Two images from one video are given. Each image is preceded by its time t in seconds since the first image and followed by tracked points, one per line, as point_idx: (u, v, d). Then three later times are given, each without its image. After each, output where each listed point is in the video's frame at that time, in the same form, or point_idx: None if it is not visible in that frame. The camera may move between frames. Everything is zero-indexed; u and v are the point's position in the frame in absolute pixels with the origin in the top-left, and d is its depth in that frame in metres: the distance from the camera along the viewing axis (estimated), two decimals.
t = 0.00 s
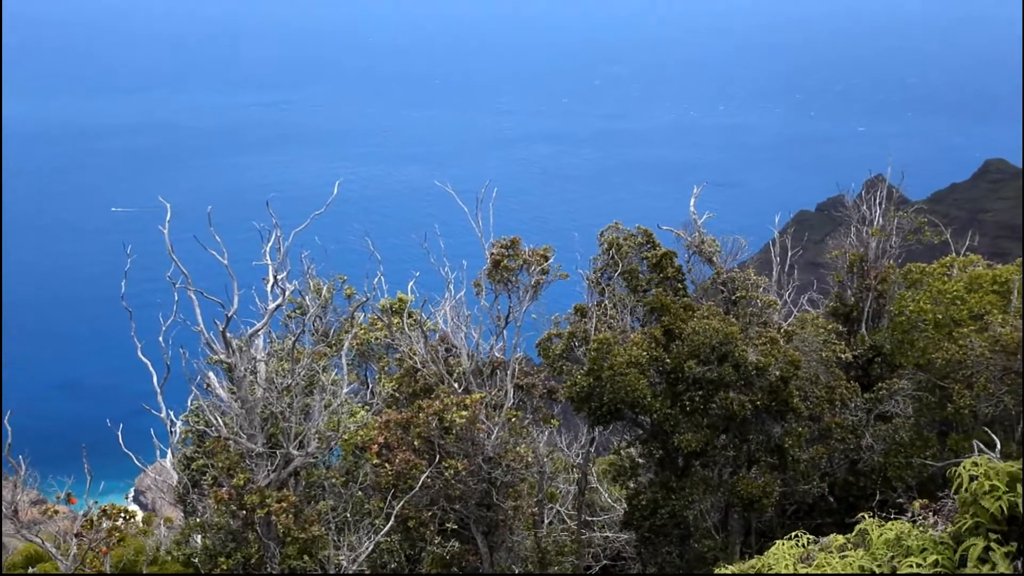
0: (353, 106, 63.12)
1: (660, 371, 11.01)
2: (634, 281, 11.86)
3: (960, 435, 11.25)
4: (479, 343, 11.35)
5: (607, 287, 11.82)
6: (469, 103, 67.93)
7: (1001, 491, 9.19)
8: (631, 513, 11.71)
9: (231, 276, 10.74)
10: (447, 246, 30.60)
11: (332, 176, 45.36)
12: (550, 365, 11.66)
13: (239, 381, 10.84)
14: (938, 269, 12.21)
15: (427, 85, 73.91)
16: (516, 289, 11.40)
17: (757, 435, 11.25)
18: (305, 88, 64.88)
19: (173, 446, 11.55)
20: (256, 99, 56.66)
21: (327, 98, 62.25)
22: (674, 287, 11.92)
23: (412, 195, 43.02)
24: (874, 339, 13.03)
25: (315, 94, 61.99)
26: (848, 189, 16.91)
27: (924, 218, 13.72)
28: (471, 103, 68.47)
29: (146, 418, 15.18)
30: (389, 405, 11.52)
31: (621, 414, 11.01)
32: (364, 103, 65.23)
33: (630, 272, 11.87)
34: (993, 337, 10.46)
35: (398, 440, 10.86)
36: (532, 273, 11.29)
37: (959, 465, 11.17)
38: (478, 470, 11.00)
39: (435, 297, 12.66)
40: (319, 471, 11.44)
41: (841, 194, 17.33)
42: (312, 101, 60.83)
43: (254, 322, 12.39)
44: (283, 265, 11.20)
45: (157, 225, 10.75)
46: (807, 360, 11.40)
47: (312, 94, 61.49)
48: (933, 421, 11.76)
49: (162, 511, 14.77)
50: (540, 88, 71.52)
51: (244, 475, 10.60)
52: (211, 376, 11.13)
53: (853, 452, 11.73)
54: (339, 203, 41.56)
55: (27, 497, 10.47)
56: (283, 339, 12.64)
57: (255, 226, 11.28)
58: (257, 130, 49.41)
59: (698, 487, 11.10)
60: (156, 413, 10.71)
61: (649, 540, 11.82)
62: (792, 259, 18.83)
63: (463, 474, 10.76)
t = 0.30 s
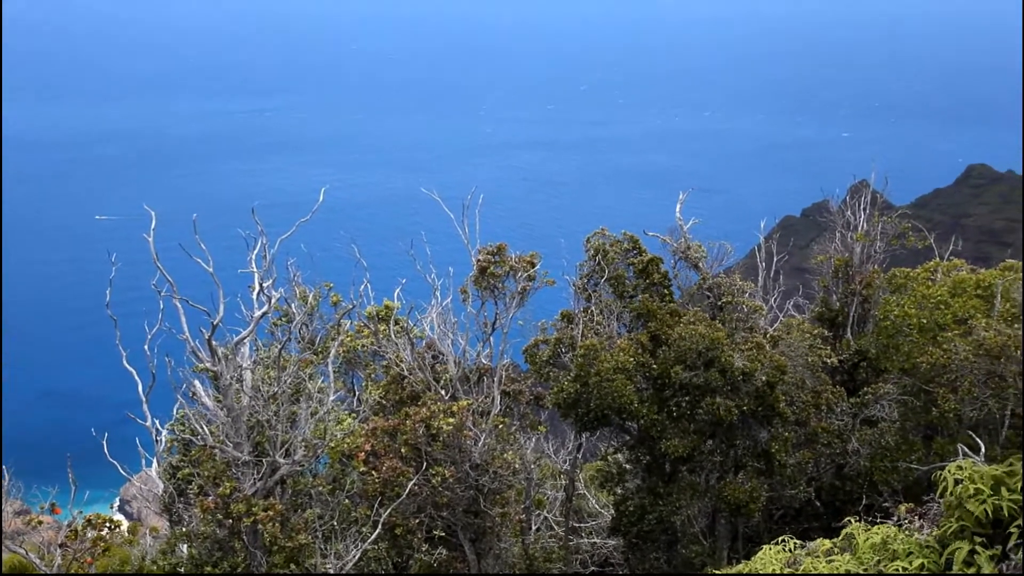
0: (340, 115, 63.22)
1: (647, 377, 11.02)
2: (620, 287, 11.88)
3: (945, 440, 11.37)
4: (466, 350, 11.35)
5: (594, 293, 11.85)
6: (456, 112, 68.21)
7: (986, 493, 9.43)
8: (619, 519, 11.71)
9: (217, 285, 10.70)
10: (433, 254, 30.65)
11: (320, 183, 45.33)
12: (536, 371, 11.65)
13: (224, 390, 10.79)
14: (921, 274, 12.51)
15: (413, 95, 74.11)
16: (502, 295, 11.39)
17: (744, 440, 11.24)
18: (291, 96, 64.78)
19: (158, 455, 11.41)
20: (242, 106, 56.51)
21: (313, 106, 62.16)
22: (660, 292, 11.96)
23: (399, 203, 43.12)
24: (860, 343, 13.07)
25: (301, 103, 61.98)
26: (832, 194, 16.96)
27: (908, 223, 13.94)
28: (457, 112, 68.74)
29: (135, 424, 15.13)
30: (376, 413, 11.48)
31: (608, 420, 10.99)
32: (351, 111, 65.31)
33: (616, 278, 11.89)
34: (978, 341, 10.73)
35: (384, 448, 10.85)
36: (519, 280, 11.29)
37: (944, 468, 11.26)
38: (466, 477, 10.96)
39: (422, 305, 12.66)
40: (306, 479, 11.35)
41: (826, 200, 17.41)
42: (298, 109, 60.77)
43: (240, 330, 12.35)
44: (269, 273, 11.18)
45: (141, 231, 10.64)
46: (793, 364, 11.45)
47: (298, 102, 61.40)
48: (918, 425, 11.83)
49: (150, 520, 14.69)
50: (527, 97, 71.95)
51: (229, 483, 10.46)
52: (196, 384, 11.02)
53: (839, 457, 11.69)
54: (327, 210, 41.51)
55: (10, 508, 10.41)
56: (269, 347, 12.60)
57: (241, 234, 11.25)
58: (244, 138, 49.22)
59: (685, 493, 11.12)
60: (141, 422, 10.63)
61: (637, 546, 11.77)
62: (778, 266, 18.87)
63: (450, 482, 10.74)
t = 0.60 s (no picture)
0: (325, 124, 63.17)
1: (633, 382, 11.03)
2: (607, 292, 11.85)
3: (930, 444, 11.36)
4: (452, 356, 11.32)
5: (580, 298, 11.87)
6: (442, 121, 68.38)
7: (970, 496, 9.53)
8: (606, 525, 11.72)
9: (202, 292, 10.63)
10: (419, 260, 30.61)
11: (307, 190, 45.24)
12: (523, 377, 11.65)
13: (210, 398, 10.72)
14: (906, 278, 12.67)
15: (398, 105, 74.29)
16: (488, 301, 11.38)
17: (730, 445, 11.27)
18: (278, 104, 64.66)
19: (144, 464, 11.37)
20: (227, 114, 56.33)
21: (298, 114, 62.04)
22: (646, 297, 11.96)
23: (387, 210, 43.18)
24: (844, 348, 13.16)
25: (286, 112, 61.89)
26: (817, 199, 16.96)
27: (892, 228, 14.01)
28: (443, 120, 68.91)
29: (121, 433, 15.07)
30: (362, 420, 11.46)
31: (595, 425, 10.98)
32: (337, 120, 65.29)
33: (603, 283, 11.86)
34: (961, 344, 10.91)
35: (371, 455, 10.75)
36: (505, 286, 11.23)
37: (932, 471, 11.22)
38: (452, 484, 10.99)
39: (408, 311, 12.65)
40: (292, 487, 11.32)
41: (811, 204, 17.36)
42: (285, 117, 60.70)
43: (225, 338, 12.28)
44: (255, 280, 11.12)
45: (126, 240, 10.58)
46: (779, 369, 11.49)
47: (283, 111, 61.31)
48: (903, 429, 11.90)
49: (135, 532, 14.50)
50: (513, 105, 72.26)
51: (216, 491, 10.46)
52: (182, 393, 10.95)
53: (825, 461, 11.76)
54: (314, 217, 41.47)
55: None
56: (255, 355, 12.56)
57: (226, 241, 11.18)
58: (231, 145, 49.15)
59: (672, 497, 11.16)
60: (126, 430, 10.55)
61: (624, 552, 11.88)
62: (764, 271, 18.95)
63: (437, 489, 10.76)
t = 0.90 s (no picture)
0: (311, 134, 63.20)
1: (620, 388, 11.04)
2: (593, 298, 11.87)
3: (915, 447, 11.42)
4: (439, 363, 11.30)
5: (567, 304, 11.89)
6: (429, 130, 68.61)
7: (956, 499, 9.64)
8: (594, 531, 11.68)
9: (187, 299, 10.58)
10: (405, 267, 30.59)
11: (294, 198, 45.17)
12: (510, 383, 11.63)
13: (196, 407, 10.65)
14: (889, 284, 13.03)
15: (384, 117, 74.54)
16: (475, 308, 11.38)
17: (718, 450, 11.29)
18: (264, 114, 64.54)
19: (130, 473, 11.29)
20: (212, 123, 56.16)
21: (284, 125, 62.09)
22: (632, 303, 11.96)
23: (375, 218, 43.20)
24: (830, 352, 13.17)
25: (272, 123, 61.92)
26: (802, 204, 16.98)
27: (877, 232, 14.09)
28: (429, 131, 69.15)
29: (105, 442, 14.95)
30: (349, 427, 11.41)
31: (582, 431, 10.97)
32: (323, 130, 65.37)
33: (589, 289, 11.90)
34: (945, 349, 11.19)
35: (359, 462, 10.76)
36: (491, 292, 11.29)
37: (916, 475, 11.30)
38: (440, 491, 11.00)
39: (395, 318, 12.63)
40: (279, 495, 11.21)
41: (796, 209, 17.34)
42: (271, 127, 60.61)
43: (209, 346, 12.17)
44: (240, 288, 11.07)
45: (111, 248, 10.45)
46: (765, 374, 11.51)
47: (269, 122, 61.32)
48: (889, 433, 11.89)
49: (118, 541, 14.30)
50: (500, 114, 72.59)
51: (202, 500, 10.42)
52: (167, 401, 10.83)
53: (811, 465, 11.74)
54: (301, 224, 41.37)
55: None
56: (241, 362, 12.48)
57: (211, 249, 11.13)
58: (217, 153, 49.02)
59: (659, 503, 11.19)
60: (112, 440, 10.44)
61: (612, 558, 11.59)
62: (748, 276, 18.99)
63: (424, 496, 10.75)
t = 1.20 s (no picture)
0: (300, 142, 63.18)
1: (608, 394, 11.05)
2: (581, 304, 11.85)
3: (902, 451, 11.51)
4: (427, 370, 11.30)
5: (555, 311, 11.88)
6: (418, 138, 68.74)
7: (943, 503, 9.75)
8: (582, 538, 11.63)
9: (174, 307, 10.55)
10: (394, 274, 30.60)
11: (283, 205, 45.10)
12: (498, 391, 11.60)
13: (183, 415, 10.61)
14: (876, 288, 13.04)
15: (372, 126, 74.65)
16: (463, 315, 11.36)
17: (706, 456, 11.30)
18: (251, 123, 64.52)
19: (116, 482, 11.23)
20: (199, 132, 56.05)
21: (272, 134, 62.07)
22: (620, 309, 11.99)
23: (364, 226, 43.19)
24: (817, 358, 13.32)
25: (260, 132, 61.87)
26: (788, 211, 17.07)
27: (862, 238, 14.24)
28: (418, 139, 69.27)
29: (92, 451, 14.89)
30: (337, 435, 11.39)
31: (570, 437, 10.94)
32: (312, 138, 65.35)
33: (576, 295, 11.87)
34: (932, 354, 11.23)
35: (347, 470, 10.79)
36: (479, 299, 11.25)
37: (903, 479, 11.36)
38: (428, 498, 11.01)
39: (383, 325, 12.63)
40: (266, 504, 11.15)
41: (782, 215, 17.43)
42: (260, 136, 60.60)
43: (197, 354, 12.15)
44: (227, 296, 11.03)
45: (99, 256, 10.42)
46: (752, 379, 11.56)
47: (257, 130, 61.26)
48: (876, 438, 11.96)
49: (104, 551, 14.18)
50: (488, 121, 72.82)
51: (189, 509, 10.40)
52: (154, 410, 10.80)
53: (799, 470, 11.77)
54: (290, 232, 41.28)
55: None
56: (228, 371, 12.44)
57: (198, 256, 11.11)
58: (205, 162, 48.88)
59: (648, 509, 11.14)
60: (98, 449, 10.37)
61: (601, 564, 11.68)
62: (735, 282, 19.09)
63: (412, 503, 10.75)
